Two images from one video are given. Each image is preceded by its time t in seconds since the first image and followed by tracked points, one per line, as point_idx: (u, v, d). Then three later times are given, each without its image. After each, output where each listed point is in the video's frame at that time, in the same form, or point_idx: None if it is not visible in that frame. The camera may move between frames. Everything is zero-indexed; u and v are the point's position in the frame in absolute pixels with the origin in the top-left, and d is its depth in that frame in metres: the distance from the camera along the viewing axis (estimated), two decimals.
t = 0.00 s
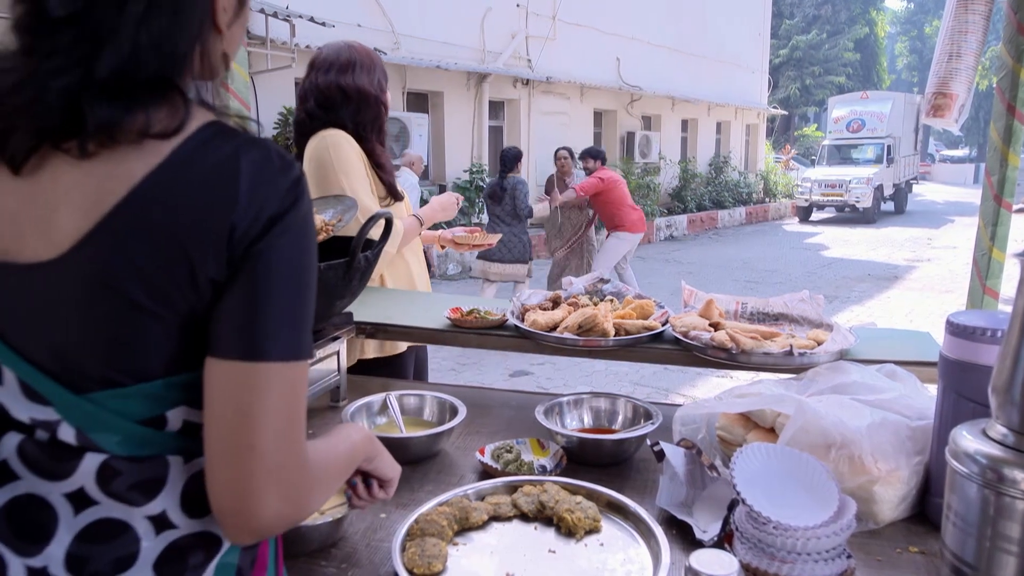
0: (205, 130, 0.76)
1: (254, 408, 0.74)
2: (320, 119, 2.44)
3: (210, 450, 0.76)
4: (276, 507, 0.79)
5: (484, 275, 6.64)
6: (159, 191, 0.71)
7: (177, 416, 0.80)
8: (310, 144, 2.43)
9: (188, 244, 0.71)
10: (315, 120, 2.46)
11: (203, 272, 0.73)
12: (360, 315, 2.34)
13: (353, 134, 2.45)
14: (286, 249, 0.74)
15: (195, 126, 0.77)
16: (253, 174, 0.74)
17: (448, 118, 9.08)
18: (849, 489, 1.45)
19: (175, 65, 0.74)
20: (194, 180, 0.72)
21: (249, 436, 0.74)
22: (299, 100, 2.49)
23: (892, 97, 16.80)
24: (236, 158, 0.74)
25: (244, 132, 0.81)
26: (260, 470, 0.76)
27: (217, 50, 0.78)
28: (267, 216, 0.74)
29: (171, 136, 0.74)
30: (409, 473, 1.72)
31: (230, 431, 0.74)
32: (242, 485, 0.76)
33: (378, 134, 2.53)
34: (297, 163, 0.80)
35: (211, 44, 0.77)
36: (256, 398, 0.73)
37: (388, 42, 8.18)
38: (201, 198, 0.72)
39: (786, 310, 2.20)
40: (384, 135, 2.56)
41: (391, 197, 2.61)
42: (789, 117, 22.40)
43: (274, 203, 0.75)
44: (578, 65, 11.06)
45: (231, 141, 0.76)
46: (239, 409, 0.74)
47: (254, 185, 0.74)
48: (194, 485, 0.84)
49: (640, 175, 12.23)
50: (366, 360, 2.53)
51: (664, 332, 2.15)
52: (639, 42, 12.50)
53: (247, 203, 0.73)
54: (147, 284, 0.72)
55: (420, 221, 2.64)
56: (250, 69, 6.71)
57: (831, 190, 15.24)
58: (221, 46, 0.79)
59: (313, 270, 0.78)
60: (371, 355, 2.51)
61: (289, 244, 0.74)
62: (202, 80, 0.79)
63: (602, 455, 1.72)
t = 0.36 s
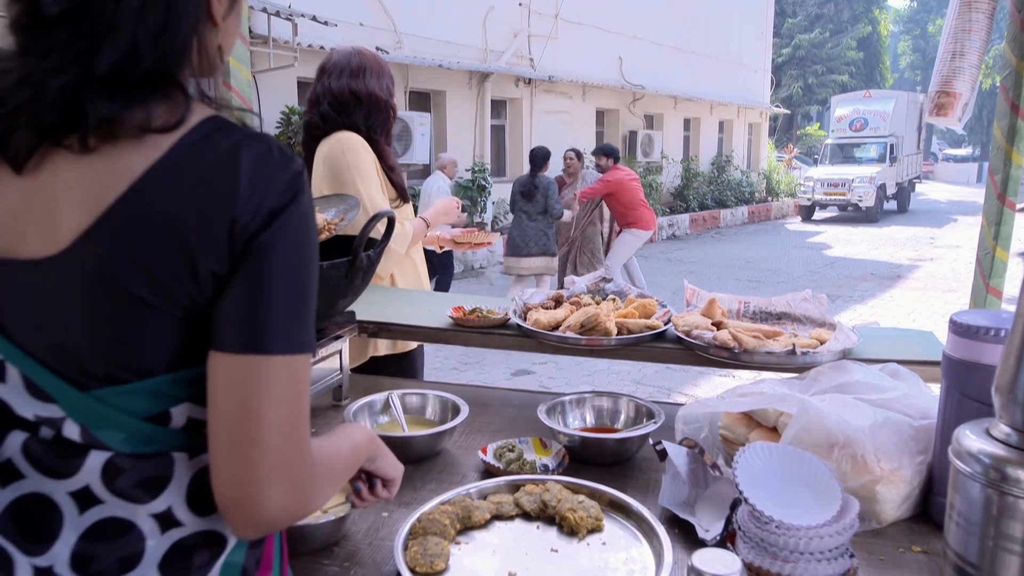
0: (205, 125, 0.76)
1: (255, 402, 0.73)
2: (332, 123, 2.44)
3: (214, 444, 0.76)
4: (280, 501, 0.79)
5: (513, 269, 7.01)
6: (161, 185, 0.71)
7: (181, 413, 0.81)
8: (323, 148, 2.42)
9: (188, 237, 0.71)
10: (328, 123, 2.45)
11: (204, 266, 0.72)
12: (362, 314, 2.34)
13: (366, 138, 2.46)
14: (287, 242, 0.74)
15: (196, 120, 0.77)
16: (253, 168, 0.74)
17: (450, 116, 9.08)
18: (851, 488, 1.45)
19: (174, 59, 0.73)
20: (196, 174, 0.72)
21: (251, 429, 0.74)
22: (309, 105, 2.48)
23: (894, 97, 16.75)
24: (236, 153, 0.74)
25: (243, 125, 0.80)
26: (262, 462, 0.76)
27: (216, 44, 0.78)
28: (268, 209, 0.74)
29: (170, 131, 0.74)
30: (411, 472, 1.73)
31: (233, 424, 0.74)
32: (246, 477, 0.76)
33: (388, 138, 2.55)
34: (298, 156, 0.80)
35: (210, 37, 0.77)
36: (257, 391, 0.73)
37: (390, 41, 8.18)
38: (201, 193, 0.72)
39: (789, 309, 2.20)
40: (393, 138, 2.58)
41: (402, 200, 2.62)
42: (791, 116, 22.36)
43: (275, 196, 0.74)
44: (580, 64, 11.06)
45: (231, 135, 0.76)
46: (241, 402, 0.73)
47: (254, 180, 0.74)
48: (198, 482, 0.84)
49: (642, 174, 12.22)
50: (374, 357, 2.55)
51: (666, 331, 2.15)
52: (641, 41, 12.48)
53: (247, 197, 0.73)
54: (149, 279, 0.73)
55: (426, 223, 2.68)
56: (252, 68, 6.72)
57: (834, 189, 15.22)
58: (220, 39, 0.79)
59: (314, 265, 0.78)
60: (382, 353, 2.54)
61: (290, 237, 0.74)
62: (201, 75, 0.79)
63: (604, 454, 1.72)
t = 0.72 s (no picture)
0: (196, 117, 0.76)
1: (255, 389, 0.74)
2: (339, 127, 2.43)
3: (216, 435, 0.76)
4: (283, 489, 0.79)
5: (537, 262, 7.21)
6: (156, 177, 0.71)
7: (179, 409, 0.81)
8: (335, 154, 2.41)
9: (184, 228, 0.71)
10: (335, 128, 2.44)
11: (200, 256, 0.72)
12: (365, 312, 2.34)
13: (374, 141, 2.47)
14: (285, 231, 0.74)
15: (187, 112, 0.77)
16: (247, 158, 0.74)
17: (452, 115, 9.08)
18: (854, 487, 1.45)
19: (162, 49, 0.73)
20: (191, 165, 0.72)
21: (252, 417, 0.74)
22: (314, 112, 2.47)
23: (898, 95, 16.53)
24: (230, 143, 0.74)
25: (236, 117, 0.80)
26: (265, 452, 0.76)
27: (206, 37, 0.78)
28: (263, 197, 0.74)
29: (163, 122, 0.74)
30: (413, 471, 1.73)
31: (236, 413, 0.74)
32: (249, 467, 0.76)
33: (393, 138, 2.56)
34: (293, 147, 0.80)
35: (198, 28, 0.77)
36: (257, 380, 0.73)
37: (392, 39, 8.18)
38: (197, 183, 0.72)
39: (792, 308, 2.19)
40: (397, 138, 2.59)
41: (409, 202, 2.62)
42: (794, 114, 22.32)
43: (270, 185, 0.74)
44: (583, 62, 11.05)
45: (225, 126, 0.76)
46: (242, 390, 0.74)
47: (249, 169, 0.74)
48: (198, 479, 0.85)
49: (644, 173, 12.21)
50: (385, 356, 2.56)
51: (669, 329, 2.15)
52: (644, 39, 12.46)
53: (242, 187, 0.73)
54: (145, 272, 0.73)
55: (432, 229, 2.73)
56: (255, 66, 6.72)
57: (837, 187, 15.19)
58: (210, 33, 0.79)
59: (312, 255, 0.78)
60: (394, 352, 2.55)
61: (287, 226, 0.74)
62: (193, 69, 0.79)
63: (607, 453, 1.71)
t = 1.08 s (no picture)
0: (188, 113, 0.76)
1: (254, 383, 0.74)
2: (341, 131, 2.44)
3: (215, 432, 0.76)
4: (284, 483, 0.79)
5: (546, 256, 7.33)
6: (151, 174, 0.72)
7: (175, 407, 0.81)
8: (342, 157, 2.41)
9: (178, 224, 0.71)
10: (335, 132, 2.45)
11: (194, 251, 0.72)
12: (368, 311, 2.34)
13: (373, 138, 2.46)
14: (280, 226, 0.74)
15: (178, 108, 0.76)
16: (240, 152, 0.74)
17: (454, 114, 9.08)
18: (855, 486, 1.44)
19: (150, 43, 0.73)
20: (184, 161, 0.72)
21: (252, 412, 0.74)
22: (313, 118, 2.48)
23: (900, 93, 16.55)
24: (222, 138, 0.74)
25: (228, 112, 0.80)
26: (265, 446, 0.76)
27: (196, 31, 0.78)
28: (256, 192, 0.74)
29: (153, 119, 0.74)
30: (415, 469, 1.73)
31: (233, 409, 0.74)
32: (249, 461, 0.76)
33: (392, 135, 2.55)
34: (286, 141, 0.80)
35: (187, 24, 0.76)
36: (255, 374, 0.74)
37: (394, 38, 8.18)
38: (191, 178, 0.72)
39: (794, 306, 2.19)
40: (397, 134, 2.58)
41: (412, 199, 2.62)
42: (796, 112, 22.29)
43: (264, 178, 0.74)
44: (585, 61, 11.05)
45: (216, 122, 0.76)
46: (239, 385, 0.74)
47: (242, 164, 0.74)
48: (196, 477, 0.85)
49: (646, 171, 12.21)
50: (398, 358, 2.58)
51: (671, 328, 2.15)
52: (645, 38, 12.44)
53: (236, 182, 0.73)
54: (140, 269, 0.73)
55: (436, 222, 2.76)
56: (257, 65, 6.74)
57: (839, 186, 15.19)
58: (199, 28, 0.79)
59: (308, 250, 0.78)
60: (407, 351, 2.57)
61: (281, 221, 0.74)
62: (184, 64, 0.79)
63: (608, 451, 1.71)
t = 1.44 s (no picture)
0: (181, 108, 0.76)
1: (251, 381, 0.74)
2: (343, 127, 2.44)
3: (212, 430, 0.76)
4: (282, 482, 0.79)
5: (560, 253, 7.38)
6: (144, 171, 0.72)
7: (172, 405, 0.81)
8: (343, 154, 2.41)
9: (171, 221, 0.71)
10: (337, 127, 2.45)
11: (187, 248, 0.72)
12: (368, 309, 2.34)
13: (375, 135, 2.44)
14: (274, 223, 0.74)
15: (170, 103, 0.76)
16: (232, 149, 0.74)
17: (455, 112, 9.07)
18: (856, 484, 1.44)
19: (140, 38, 0.73)
20: (176, 158, 0.72)
21: (249, 410, 0.74)
22: (318, 113, 2.49)
23: (901, 91, 16.60)
24: (214, 133, 0.74)
25: (221, 108, 0.80)
26: (263, 444, 0.76)
27: (186, 26, 0.78)
28: (249, 189, 0.73)
29: (144, 115, 0.74)
30: (417, 467, 1.73)
31: (230, 407, 0.74)
32: (246, 460, 0.76)
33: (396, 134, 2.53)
34: (280, 137, 0.80)
35: (177, 18, 0.76)
36: (251, 373, 0.74)
37: (394, 36, 8.17)
38: (183, 175, 0.72)
39: (795, 304, 2.19)
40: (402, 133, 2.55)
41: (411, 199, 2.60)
42: (798, 110, 22.27)
43: (257, 174, 0.74)
44: (586, 59, 11.04)
45: (209, 118, 0.76)
46: (235, 384, 0.74)
47: (233, 160, 0.74)
48: (194, 475, 0.85)
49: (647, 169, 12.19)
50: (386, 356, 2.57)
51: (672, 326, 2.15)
52: (646, 36, 12.43)
53: (229, 178, 0.73)
54: (134, 266, 0.73)
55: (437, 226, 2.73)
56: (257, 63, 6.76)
57: (839, 184, 15.18)
58: (190, 22, 0.78)
59: (304, 246, 0.78)
60: (394, 351, 2.56)
61: (276, 217, 0.74)
62: (177, 60, 0.78)
63: (609, 449, 1.71)
